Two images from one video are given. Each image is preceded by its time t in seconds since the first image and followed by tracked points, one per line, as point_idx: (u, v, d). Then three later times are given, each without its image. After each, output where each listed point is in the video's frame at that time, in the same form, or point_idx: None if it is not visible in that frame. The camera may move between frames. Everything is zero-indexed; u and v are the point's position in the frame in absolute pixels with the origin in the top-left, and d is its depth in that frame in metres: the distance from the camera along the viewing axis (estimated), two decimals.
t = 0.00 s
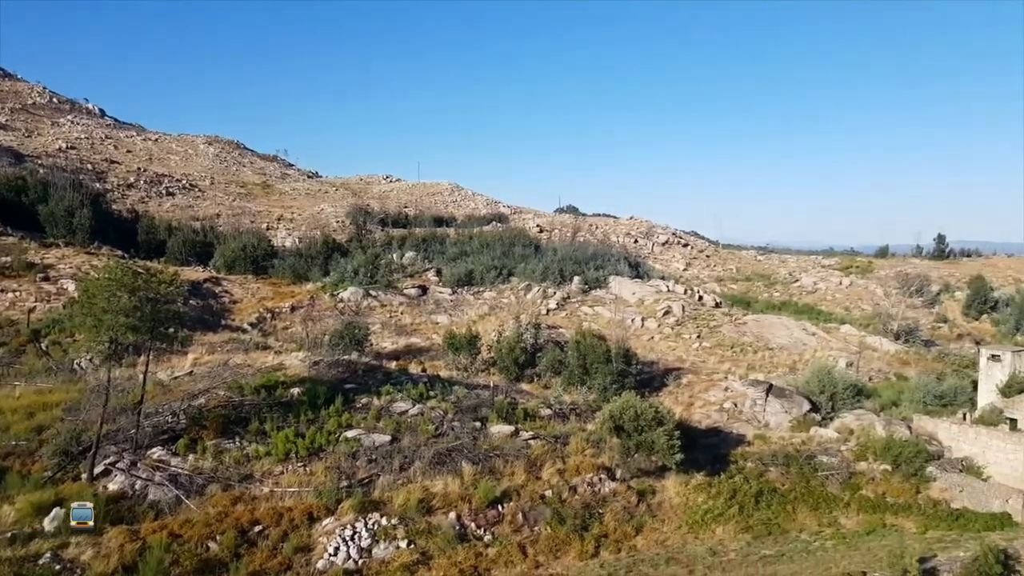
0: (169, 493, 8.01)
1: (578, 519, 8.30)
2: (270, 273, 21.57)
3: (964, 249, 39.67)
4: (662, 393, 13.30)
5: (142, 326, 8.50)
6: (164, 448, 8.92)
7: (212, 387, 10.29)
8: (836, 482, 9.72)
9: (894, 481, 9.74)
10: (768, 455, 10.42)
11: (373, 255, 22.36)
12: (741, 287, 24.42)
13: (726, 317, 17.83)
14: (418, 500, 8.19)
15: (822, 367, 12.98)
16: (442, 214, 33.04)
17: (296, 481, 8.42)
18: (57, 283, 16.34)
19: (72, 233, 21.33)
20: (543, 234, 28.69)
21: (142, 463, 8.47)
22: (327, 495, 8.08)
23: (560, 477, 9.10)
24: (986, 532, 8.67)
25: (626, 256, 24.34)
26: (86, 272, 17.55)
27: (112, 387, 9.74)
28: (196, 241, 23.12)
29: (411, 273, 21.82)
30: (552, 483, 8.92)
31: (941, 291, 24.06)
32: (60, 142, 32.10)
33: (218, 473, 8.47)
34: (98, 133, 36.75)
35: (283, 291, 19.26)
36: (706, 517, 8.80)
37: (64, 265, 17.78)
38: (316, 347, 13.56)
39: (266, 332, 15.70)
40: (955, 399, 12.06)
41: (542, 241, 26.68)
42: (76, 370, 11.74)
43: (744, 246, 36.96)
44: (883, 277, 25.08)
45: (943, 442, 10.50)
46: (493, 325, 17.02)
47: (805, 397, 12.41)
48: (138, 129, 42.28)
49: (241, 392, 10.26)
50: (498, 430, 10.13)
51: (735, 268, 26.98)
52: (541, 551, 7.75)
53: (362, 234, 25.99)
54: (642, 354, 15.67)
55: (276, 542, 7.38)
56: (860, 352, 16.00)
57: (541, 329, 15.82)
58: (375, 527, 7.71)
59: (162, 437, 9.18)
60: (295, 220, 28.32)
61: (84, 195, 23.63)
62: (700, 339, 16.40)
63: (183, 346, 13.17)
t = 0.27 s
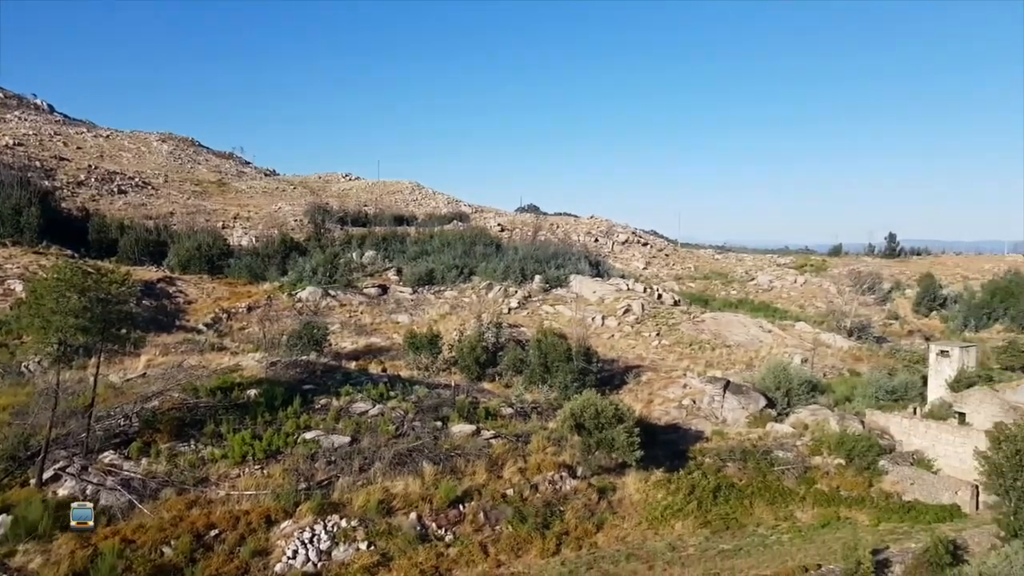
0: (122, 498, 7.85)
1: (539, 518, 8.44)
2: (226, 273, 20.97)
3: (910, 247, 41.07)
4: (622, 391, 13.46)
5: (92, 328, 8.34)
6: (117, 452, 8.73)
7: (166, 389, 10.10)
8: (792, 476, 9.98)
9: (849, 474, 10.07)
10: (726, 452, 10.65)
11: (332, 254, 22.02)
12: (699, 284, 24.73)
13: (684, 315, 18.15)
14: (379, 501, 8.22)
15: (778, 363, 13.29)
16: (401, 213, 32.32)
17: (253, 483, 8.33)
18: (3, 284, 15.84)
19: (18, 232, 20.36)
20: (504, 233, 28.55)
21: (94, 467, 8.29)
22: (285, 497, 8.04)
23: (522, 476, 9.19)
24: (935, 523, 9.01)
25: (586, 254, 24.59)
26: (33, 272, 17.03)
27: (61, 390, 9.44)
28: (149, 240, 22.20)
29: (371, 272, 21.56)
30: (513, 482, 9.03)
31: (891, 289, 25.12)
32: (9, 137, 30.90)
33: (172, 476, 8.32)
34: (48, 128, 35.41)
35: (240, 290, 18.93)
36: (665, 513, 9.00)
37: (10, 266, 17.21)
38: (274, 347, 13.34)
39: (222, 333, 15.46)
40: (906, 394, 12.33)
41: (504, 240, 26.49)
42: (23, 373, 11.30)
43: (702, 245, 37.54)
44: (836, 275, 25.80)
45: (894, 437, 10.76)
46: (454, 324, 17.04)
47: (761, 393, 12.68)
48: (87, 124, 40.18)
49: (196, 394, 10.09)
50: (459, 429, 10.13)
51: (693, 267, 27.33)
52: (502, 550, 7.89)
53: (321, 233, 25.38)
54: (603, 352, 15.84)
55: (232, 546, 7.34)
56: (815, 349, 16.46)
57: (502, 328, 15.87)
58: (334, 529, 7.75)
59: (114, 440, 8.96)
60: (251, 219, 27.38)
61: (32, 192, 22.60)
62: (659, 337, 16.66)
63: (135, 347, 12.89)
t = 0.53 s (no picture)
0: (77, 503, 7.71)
1: (504, 518, 8.46)
2: (185, 273, 20.32)
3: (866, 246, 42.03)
4: (587, 389, 13.56)
5: (46, 329, 8.27)
6: (72, 456, 8.57)
7: (121, 391, 9.87)
8: (754, 473, 10.12)
9: (809, 470, 10.25)
10: (689, 449, 10.76)
11: (295, 253, 21.61)
12: (662, 284, 24.92)
13: (647, 314, 18.32)
14: (342, 503, 8.17)
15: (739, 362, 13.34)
16: (365, 212, 31.83)
17: (213, 487, 8.24)
18: None
19: None
20: (469, 233, 28.26)
21: (48, 472, 8.12)
22: (246, 501, 7.96)
23: (487, 476, 9.20)
24: (892, 517, 9.26)
25: (551, 254, 24.67)
26: None
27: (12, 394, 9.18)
28: (106, 240, 21.36)
29: (334, 271, 21.27)
30: (478, 483, 9.03)
31: (849, 288, 25.71)
32: None
33: (130, 481, 8.18)
34: None
35: (199, 290, 18.59)
36: (629, 511, 9.08)
37: None
38: (234, 349, 13.16)
39: (181, 334, 15.23)
40: (863, 390, 12.79)
41: (469, 240, 26.24)
42: None
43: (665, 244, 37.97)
44: (797, 274, 26.29)
45: (852, 433, 11.08)
46: (418, 324, 17.03)
47: (723, 391, 12.74)
48: (37, 119, 38.58)
49: (155, 396, 9.85)
50: (423, 429, 10.09)
51: (657, 266, 27.58)
52: (467, 550, 7.90)
53: (282, 232, 25.02)
54: (568, 352, 15.93)
55: (192, 551, 7.27)
56: (775, 347, 16.75)
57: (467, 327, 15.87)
58: (297, 531, 7.67)
59: (69, 444, 8.80)
60: (211, 218, 26.63)
61: None
62: (623, 336, 16.81)
63: (91, 349, 12.62)
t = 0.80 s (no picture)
0: (31, 509, 7.55)
1: (470, 518, 8.47)
2: (143, 274, 19.89)
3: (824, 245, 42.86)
4: (553, 389, 13.62)
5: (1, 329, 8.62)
6: (27, 461, 8.24)
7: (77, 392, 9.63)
8: (716, 470, 10.25)
9: (770, 467, 10.44)
10: (653, 447, 10.86)
11: (256, 252, 21.28)
12: (627, 284, 25.11)
13: (612, 314, 18.46)
14: (306, 506, 8.11)
15: (701, 361, 13.49)
16: (329, 211, 31.44)
17: (173, 490, 8.11)
18: None
19: None
20: (434, 233, 28.02)
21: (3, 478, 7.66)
22: (207, 504, 7.88)
23: (452, 476, 9.19)
24: (851, 512, 9.50)
25: (517, 254, 24.73)
26: None
27: None
28: (61, 239, 20.83)
29: (297, 271, 21.02)
30: (444, 483, 9.02)
31: (809, 286, 26.21)
32: None
33: (87, 485, 7.93)
34: None
35: (159, 291, 18.22)
36: (594, 509, 9.14)
37: None
38: (194, 350, 12.97)
39: (140, 335, 14.97)
40: (823, 388, 13.00)
41: (435, 239, 26.08)
42: None
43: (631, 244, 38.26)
44: (758, 273, 26.72)
45: (812, 430, 11.45)
46: (383, 324, 16.97)
47: (687, 389, 12.89)
48: None
49: (113, 399, 9.68)
50: (388, 430, 10.03)
51: (622, 266, 27.77)
52: (432, 551, 7.93)
53: (244, 231, 24.67)
54: (534, 351, 15.98)
55: (151, 556, 7.18)
56: (737, 346, 17.00)
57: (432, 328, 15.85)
58: (259, 535, 7.64)
59: (22, 449, 8.49)
60: (170, 217, 26.08)
61: None
62: (588, 335, 16.92)
63: (46, 352, 12.34)
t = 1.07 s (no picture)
0: None
1: (435, 519, 8.42)
2: (98, 275, 19.42)
3: (783, 244, 43.64)
4: (518, 388, 13.65)
5: None
6: None
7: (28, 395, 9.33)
8: (680, 467, 10.35)
9: (732, 463, 10.58)
10: (618, 445, 10.89)
11: (216, 252, 20.90)
12: (592, 283, 25.26)
13: (577, 313, 18.56)
14: (268, 510, 8.00)
15: (665, 359, 13.71)
16: (292, 211, 31.02)
17: (130, 496, 7.93)
18: None
19: None
20: (399, 233, 27.82)
21: None
22: (166, 510, 7.69)
23: (417, 478, 9.15)
24: (811, 507, 9.68)
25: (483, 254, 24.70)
26: None
27: None
28: (11, 239, 20.20)
29: (258, 271, 20.73)
30: (408, 485, 8.97)
31: (769, 285, 26.68)
32: None
33: (40, 492, 7.75)
34: None
35: (115, 292, 17.78)
36: (559, 508, 9.16)
37: None
38: (152, 352, 12.72)
39: (95, 338, 14.64)
40: (783, 384, 13.24)
41: (399, 239, 25.87)
42: None
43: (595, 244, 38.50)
44: (720, 273, 27.12)
45: (772, 426, 11.54)
46: (347, 325, 16.85)
47: (650, 387, 13.06)
48: None
49: (67, 403, 9.42)
50: (352, 432, 9.93)
51: (587, 266, 27.92)
52: (397, 553, 7.89)
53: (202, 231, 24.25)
54: (499, 351, 15.99)
55: (108, 563, 7.02)
56: (700, 344, 17.23)
57: (396, 328, 15.77)
58: (220, 540, 7.52)
59: None
60: (127, 217, 25.49)
61: None
62: (554, 335, 16.99)
63: None
